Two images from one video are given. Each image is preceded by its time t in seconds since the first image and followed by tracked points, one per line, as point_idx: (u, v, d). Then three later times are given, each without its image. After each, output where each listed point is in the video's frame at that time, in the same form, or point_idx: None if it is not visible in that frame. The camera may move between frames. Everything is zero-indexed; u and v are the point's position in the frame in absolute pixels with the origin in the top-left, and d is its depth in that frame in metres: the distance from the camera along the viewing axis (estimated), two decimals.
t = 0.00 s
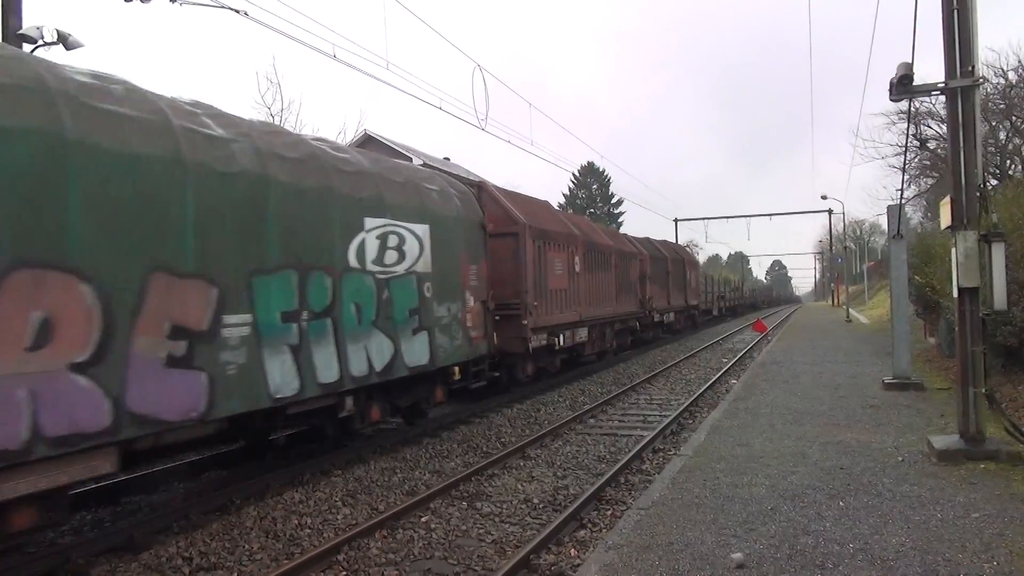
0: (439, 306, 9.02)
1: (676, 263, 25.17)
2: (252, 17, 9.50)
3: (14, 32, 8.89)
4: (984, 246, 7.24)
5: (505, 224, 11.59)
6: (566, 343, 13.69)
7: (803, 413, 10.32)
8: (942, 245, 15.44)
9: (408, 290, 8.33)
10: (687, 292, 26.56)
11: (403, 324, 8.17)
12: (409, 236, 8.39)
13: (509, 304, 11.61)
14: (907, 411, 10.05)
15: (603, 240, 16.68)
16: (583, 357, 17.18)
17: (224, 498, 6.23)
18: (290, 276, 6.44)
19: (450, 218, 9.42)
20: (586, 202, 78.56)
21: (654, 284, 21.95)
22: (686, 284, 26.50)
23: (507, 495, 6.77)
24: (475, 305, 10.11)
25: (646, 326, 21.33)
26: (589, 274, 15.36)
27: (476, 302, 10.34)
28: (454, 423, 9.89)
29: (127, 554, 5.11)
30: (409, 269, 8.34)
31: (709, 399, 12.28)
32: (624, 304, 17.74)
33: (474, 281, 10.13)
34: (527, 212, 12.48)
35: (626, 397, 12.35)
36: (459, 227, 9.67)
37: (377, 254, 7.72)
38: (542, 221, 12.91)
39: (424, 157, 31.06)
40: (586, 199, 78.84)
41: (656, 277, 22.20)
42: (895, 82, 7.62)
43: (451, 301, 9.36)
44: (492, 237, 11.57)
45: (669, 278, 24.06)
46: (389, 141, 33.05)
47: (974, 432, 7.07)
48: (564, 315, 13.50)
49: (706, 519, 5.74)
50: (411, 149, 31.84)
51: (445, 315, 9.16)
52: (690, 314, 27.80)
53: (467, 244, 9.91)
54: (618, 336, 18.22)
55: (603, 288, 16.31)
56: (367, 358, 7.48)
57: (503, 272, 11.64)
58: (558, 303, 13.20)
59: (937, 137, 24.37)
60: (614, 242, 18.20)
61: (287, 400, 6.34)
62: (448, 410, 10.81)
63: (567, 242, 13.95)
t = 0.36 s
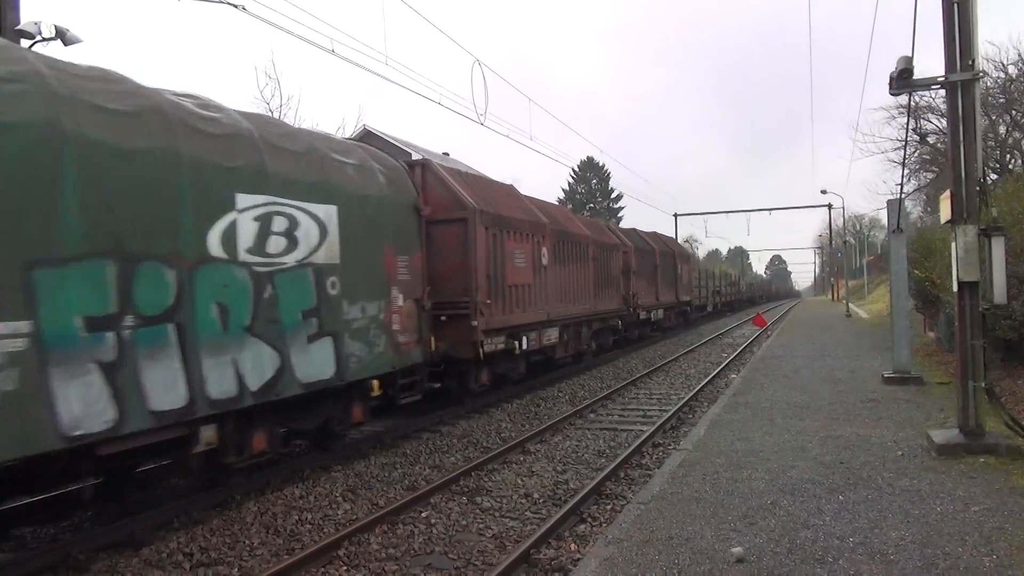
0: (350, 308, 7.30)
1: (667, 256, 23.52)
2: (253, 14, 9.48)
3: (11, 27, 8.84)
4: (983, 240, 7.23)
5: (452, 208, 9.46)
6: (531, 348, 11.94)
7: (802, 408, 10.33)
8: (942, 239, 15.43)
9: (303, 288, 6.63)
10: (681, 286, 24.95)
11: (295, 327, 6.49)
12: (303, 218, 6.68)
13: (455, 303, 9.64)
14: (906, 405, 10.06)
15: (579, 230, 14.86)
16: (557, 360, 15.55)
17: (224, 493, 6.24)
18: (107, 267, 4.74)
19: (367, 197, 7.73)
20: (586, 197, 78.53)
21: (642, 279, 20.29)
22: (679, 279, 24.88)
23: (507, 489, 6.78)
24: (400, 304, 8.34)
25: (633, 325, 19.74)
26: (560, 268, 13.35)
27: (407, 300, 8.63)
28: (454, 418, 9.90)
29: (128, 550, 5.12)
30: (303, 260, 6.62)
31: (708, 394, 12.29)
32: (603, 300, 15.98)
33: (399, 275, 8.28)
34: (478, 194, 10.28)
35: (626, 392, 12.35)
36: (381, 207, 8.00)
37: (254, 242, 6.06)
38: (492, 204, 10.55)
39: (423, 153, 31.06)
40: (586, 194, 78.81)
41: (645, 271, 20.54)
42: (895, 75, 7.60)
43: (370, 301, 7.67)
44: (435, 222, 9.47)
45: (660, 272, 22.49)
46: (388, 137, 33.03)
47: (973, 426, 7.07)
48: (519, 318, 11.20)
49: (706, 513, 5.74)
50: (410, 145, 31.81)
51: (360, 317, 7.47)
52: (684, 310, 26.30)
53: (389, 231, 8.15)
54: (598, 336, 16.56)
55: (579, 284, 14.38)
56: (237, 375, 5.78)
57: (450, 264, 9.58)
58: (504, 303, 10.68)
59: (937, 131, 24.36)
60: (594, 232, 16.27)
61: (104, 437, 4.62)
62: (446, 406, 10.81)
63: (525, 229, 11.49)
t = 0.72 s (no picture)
0: (207, 312, 5.39)
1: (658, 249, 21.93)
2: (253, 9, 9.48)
3: (9, 22, 8.81)
4: (983, 234, 7.22)
5: (377, 189, 8.10)
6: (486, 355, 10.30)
7: (802, 402, 10.33)
8: (942, 234, 15.40)
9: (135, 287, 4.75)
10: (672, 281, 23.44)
11: (117, 336, 4.61)
12: (125, 186, 4.77)
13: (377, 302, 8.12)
14: (906, 400, 10.05)
15: (549, 220, 13.27)
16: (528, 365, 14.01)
17: (224, 488, 6.24)
18: None
19: (239, 167, 5.84)
20: (585, 191, 78.47)
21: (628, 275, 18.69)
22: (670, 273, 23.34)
23: (507, 484, 6.78)
24: (303, 305, 6.55)
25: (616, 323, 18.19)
26: (524, 263, 11.72)
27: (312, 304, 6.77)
28: (454, 413, 9.91)
29: (128, 544, 5.12)
30: (132, 244, 4.76)
31: (707, 389, 12.29)
32: (578, 299, 14.37)
33: (300, 268, 6.56)
34: (414, 175, 8.81)
35: (625, 387, 12.36)
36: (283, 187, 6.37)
37: (35, 222, 4.14)
38: (432, 187, 9.05)
39: (423, 148, 31.04)
40: (586, 189, 78.76)
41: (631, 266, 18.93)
42: (895, 70, 7.59)
43: (248, 303, 5.83)
44: (354, 206, 8.16)
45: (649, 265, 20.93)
46: (388, 133, 33.23)
47: (972, 421, 7.07)
48: (467, 319, 9.51)
49: (706, 508, 5.74)
50: (409, 139, 31.85)
51: (227, 322, 5.60)
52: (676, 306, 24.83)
53: (268, 209, 6.13)
54: (574, 337, 14.95)
55: (547, 279, 12.74)
56: None
57: (375, 255, 8.13)
58: (445, 304, 9.00)
59: (937, 126, 24.34)
60: (568, 223, 14.71)
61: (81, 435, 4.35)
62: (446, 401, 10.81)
63: (476, 218, 9.98)
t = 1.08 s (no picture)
0: None
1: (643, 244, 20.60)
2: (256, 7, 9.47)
3: (8, 18, 8.79)
4: (983, 231, 7.22)
5: (264, 165, 6.58)
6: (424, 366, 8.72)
7: (802, 399, 10.33)
8: (942, 231, 15.39)
9: None
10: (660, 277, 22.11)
11: None
12: None
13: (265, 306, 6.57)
14: (905, 397, 10.06)
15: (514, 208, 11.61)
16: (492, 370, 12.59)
17: (224, 485, 6.24)
18: None
19: (13, 120, 4.08)
20: (585, 188, 78.45)
21: (610, 272, 17.14)
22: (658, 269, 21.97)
23: (507, 481, 6.79)
24: (133, 309, 4.83)
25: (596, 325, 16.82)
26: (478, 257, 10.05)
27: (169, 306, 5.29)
28: (454, 410, 9.92)
29: (129, 541, 5.13)
30: None
31: (707, 385, 12.30)
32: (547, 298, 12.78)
33: (125, 261, 4.78)
34: (320, 147, 7.22)
35: (625, 384, 12.36)
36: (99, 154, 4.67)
37: None
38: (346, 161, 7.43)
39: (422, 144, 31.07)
40: (586, 185, 78.71)
41: (613, 263, 17.44)
42: (895, 67, 7.58)
43: (17, 314, 3.98)
44: (239, 183, 6.63)
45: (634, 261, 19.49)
46: (389, 130, 33.35)
47: (972, 418, 7.08)
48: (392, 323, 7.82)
49: (705, 504, 5.75)
50: (409, 135, 31.92)
51: None
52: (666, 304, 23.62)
53: (67, 176, 4.38)
54: (545, 340, 13.42)
55: (509, 276, 11.09)
56: None
57: (260, 247, 6.59)
58: (359, 305, 7.35)
59: (937, 122, 24.35)
60: (538, 213, 13.07)
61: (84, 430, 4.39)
62: (446, 398, 10.82)
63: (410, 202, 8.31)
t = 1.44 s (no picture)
0: None
1: (625, 241, 19.31)
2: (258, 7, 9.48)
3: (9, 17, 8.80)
4: (983, 230, 7.21)
5: (76, 125, 4.89)
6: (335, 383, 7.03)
7: (802, 398, 10.33)
8: (942, 230, 15.39)
9: None
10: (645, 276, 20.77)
11: None
12: None
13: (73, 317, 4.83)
14: (905, 396, 10.07)
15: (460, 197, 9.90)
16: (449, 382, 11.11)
17: (224, 483, 6.25)
18: None
19: None
20: (586, 186, 78.46)
21: (584, 271, 15.69)
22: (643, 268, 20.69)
23: (506, 479, 6.80)
24: None
25: (571, 330, 15.46)
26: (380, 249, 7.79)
27: None
28: (454, 408, 9.93)
29: (129, 539, 5.14)
30: None
31: (707, 384, 12.31)
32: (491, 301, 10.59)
33: None
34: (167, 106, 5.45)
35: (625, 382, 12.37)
36: None
37: None
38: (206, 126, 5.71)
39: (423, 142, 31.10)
40: (586, 184, 78.70)
41: (586, 262, 15.91)
42: (895, 65, 7.58)
43: None
44: (47, 151, 4.95)
45: (614, 259, 18.14)
46: (390, 128, 33.41)
47: (971, 417, 7.08)
48: (210, 347, 5.42)
49: (704, 503, 5.76)
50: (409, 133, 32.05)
51: None
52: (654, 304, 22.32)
53: None
54: (507, 347, 11.89)
55: (452, 275, 9.45)
56: None
57: (73, 237, 4.89)
58: (229, 312, 5.66)
59: (937, 122, 24.34)
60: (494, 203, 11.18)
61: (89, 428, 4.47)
62: (447, 396, 10.84)
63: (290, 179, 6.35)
